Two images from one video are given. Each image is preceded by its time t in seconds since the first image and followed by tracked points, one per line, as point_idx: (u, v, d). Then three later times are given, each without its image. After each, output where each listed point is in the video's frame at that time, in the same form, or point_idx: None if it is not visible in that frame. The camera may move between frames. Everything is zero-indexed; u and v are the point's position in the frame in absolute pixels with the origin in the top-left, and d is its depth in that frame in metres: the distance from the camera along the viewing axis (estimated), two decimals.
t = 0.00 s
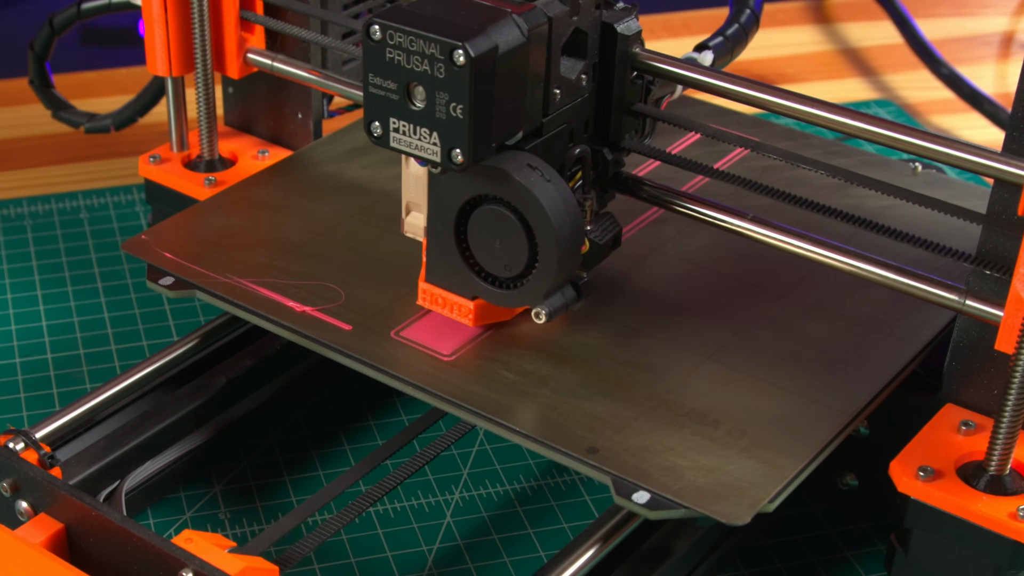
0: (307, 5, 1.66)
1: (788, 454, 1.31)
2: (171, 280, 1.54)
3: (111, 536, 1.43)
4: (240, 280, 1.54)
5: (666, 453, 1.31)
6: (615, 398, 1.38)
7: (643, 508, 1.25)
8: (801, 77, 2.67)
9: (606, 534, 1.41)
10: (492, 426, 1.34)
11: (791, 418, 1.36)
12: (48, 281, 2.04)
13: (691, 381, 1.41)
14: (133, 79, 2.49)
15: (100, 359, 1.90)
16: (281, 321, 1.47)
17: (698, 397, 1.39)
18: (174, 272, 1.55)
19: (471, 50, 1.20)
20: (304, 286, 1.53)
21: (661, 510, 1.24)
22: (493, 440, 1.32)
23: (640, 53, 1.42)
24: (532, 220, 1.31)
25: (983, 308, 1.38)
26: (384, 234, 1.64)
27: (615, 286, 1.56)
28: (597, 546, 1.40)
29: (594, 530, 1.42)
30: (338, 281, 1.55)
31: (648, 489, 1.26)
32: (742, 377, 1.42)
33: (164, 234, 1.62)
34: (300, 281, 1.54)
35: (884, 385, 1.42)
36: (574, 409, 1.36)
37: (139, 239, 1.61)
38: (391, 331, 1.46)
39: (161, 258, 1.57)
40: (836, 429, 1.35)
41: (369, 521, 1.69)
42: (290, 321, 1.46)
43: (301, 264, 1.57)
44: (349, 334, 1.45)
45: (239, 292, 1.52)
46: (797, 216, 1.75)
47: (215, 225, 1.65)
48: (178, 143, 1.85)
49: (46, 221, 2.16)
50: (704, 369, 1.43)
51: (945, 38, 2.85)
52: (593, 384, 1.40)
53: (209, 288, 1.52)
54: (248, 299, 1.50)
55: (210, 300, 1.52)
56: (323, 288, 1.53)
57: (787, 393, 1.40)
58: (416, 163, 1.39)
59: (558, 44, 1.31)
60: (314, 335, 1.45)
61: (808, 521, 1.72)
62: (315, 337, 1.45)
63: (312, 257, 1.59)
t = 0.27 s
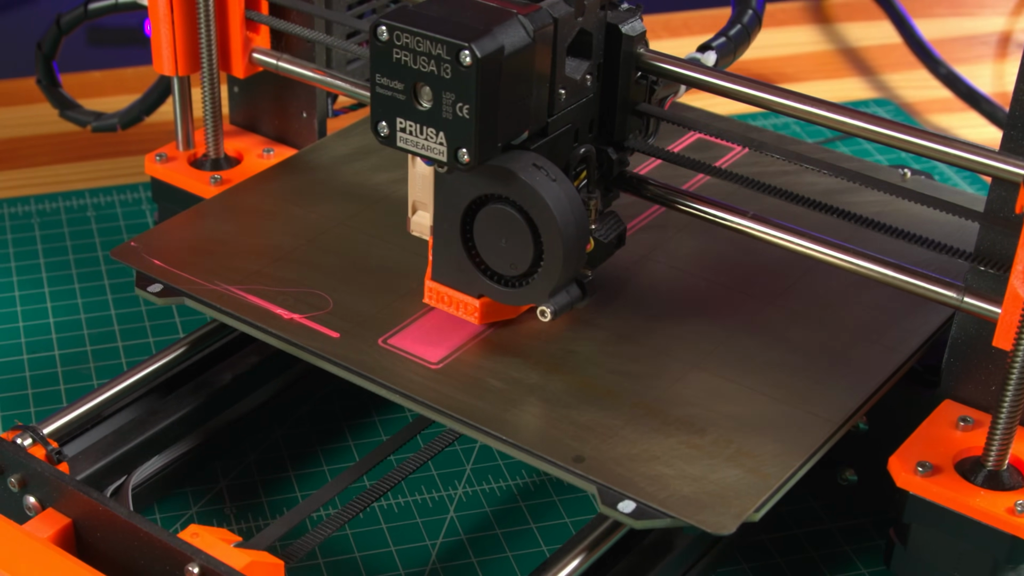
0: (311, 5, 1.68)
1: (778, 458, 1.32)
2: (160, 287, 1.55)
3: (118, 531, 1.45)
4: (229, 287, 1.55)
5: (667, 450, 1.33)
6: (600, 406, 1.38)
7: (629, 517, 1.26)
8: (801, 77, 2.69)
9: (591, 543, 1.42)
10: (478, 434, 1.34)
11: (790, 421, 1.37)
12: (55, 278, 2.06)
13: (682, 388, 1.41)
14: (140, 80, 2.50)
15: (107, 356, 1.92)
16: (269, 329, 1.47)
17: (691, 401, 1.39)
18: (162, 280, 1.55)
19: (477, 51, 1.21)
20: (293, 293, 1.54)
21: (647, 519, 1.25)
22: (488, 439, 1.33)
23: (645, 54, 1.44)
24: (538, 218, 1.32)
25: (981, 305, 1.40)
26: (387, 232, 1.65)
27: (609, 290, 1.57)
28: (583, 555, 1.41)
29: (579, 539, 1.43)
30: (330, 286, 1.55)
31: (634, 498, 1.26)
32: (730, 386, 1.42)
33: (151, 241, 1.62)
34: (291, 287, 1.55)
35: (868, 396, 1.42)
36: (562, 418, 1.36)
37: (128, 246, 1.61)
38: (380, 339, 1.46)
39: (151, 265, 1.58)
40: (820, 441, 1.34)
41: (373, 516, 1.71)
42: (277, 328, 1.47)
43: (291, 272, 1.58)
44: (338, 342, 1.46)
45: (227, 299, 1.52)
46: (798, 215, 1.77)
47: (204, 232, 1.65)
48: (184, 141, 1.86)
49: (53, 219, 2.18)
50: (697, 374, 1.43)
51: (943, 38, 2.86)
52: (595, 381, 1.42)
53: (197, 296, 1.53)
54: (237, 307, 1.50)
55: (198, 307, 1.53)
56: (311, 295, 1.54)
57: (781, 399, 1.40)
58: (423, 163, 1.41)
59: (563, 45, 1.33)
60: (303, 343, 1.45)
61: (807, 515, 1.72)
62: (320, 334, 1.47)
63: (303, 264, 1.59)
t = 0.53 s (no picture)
0: (315, 5, 1.69)
1: (766, 466, 1.32)
2: (149, 294, 1.56)
3: (123, 525, 1.47)
4: (217, 294, 1.55)
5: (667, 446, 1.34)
6: (588, 414, 1.38)
7: (615, 526, 1.26)
8: (800, 76, 2.70)
9: (577, 552, 1.43)
10: (462, 441, 1.35)
11: (786, 427, 1.37)
12: (62, 275, 2.07)
13: (670, 395, 1.42)
14: (146, 79, 2.52)
15: (113, 352, 1.93)
16: (256, 336, 1.48)
17: (681, 408, 1.40)
18: (150, 287, 1.56)
19: (481, 51, 1.23)
20: (281, 300, 1.54)
21: (632, 528, 1.25)
22: (482, 441, 1.34)
23: (646, 54, 1.46)
24: (541, 217, 1.34)
25: (978, 302, 1.42)
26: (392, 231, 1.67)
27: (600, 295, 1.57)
28: (569, 563, 1.43)
29: (566, 547, 1.45)
30: (319, 294, 1.56)
31: (620, 506, 1.27)
32: (718, 393, 1.42)
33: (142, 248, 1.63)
34: (279, 295, 1.55)
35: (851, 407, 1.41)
36: (547, 424, 1.37)
37: (116, 253, 1.62)
38: (367, 344, 1.47)
39: (139, 271, 1.58)
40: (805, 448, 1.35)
41: (376, 511, 1.72)
42: (267, 336, 1.48)
43: (281, 279, 1.58)
44: (325, 350, 1.46)
45: (216, 305, 1.53)
46: (799, 214, 1.78)
47: (192, 239, 1.65)
48: (189, 140, 1.88)
49: (60, 217, 2.20)
50: (686, 383, 1.43)
51: (941, 38, 2.87)
52: (595, 378, 1.44)
53: (185, 303, 1.53)
54: (225, 314, 1.51)
55: (187, 313, 1.54)
56: (299, 302, 1.54)
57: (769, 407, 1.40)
58: (427, 162, 1.43)
59: (566, 45, 1.35)
60: (291, 350, 1.46)
61: (806, 510, 1.73)
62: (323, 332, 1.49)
63: (292, 271, 1.60)
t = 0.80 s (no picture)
0: (320, 5, 1.71)
1: (751, 476, 1.31)
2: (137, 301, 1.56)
3: (130, 519, 1.48)
4: (206, 301, 1.55)
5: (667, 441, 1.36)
6: (574, 423, 1.38)
7: (599, 535, 1.25)
8: (799, 76, 2.72)
9: (563, 560, 1.41)
10: (448, 449, 1.35)
11: (780, 430, 1.37)
12: (69, 273, 2.09)
13: (655, 403, 1.41)
14: (151, 79, 2.53)
15: (120, 349, 1.95)
16: (244, 343, 1.48)
17: (667, 414, 1.39)
18: (139, 293, 1.56)
19: (485, 51, 1.25)
20: (270, 306, 1.54)
21: (617, 537, 1.25)
22: (471, 445, 1.34)
23: (649, 54, 1.47)
24: (544, 215, 1.36)
25: (975, 299, 1.44)
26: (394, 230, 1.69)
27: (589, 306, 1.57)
28: (555, 572, 1.41)
29: (550, 556, 1.42)
30: (307, 301, 1.56)
31: (605, 515, 1.26)
32: (702, 401, 1.42)
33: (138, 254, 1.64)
34: (269, 301, 1.55)
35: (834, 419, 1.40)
36: (535, 433, 1.36)
37: (106, 259, 1.62)
38: (354, 352, 1.47)
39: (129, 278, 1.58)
40: (791, 458, 1.34)
41: (379, 506, 1.74)
42: (254, 343, 1.48)
43: (270, 286, 1.58)
44: (313, 356, 1.46)
45: (204, 312, 1.53)
46: (800, 212, 1.80)
47: (182, 245, 1.65)
48: (195, 139, 1.90)
49: (67, 214, 2.21)
50: (674, 391, 1.43)
51: (938, 38, 2.89)
52: (595, 374, 1.45)
53: (173, 309, 1.53)
54: (213, 320, 1.51)
55: (174, 320, 1.53)
56: (289, 308, 1.54)
57: (748, 413, 1.40)
58: (431, 161, 1.43)
59: (570, 45, 1.36)
60: (278, 357, 1.46)
61: (805, 505, 1.75)
62: (327, 330, 1.50)
63: (283, 279, 1.60)
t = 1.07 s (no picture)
0: (323, 5, 1.73)
1: (737, 484, 1.31)
2: (125, 308, 1.56)
3: (135, 514, 1.50)
4: (193, 307, 1.55)
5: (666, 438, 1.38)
6: (560, 430, 1.38)
7: (584, 545, 1.26)
8: (798, 75, 2.73)
9: (549, 569, 1.40)
10: (433, 458, 1.35)
11: (766, 437, 1.38)
12: (75, 270, 2.11)
13: (641, 410, 1.41)
14: (157, 79, 2.55)
15: (126, 345, 1.97)
16: (230, 350, 1.48)
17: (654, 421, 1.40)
18: (126, 300, 1.56)
19: (489, 52, 1.26)
20: (257, 313, 1.54)
21: (601, 547, 1.25)
22: (472, 440, 1.36)
23: (651, 54, 1.49)
24: (548, 214, 1.37)
25: (972, 296, 1.45)
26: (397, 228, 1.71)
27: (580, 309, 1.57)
28: None
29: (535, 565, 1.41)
30: (295, 305, 1.56)
31: (589, 525, 1.27)
32: (689, 408, 1.42)
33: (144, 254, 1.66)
34: (255, 308, 1.55)
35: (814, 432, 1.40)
36: (517, 441, 1.37)
37: (95, 265, 1.62)
38: (340, 360, 1.47)
39: (116, 285, 1.58)
40: (776, 468, 1.34)
41: (382, 500, 1.76)
42: (239, 350, 1.48)
43: (255, 292, 1.58)
44: (300, 364, 1.46)
45: (191, 319, 1.53)
46: (802, 210, 1.82)
47: (169, 251, 1.65)
48: (200, 137, 1.91)
49: (73, 212, 2.23)
50: (660, 399, 1.43)
51: (935, 37, 2.91)
52: (595, 370, 1.47)
53: (161, 316, 1.53)
54: (199, 328, 1.51)
55: (162, 326, 1.54)
56: (275, 315, 1.54)
57: (735, 422, 1.40)
58: (437, 160, 1.44)
59: (574, 46, 1.37)
60: (263, 364, 1.46)
61: (803, 500, 1.77)
62: (331, 328, 1.52)
63: (265, 284, 1.60)
